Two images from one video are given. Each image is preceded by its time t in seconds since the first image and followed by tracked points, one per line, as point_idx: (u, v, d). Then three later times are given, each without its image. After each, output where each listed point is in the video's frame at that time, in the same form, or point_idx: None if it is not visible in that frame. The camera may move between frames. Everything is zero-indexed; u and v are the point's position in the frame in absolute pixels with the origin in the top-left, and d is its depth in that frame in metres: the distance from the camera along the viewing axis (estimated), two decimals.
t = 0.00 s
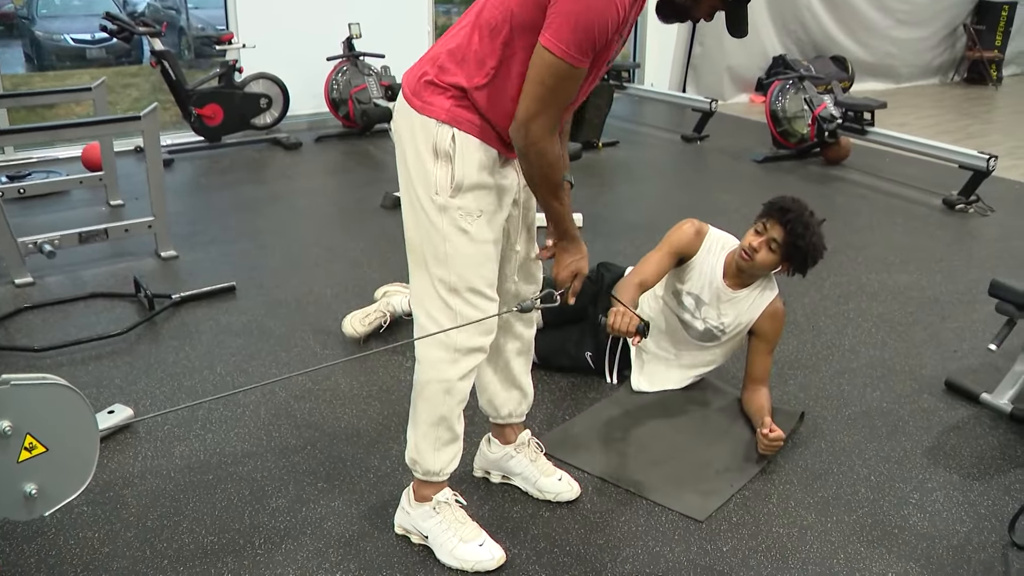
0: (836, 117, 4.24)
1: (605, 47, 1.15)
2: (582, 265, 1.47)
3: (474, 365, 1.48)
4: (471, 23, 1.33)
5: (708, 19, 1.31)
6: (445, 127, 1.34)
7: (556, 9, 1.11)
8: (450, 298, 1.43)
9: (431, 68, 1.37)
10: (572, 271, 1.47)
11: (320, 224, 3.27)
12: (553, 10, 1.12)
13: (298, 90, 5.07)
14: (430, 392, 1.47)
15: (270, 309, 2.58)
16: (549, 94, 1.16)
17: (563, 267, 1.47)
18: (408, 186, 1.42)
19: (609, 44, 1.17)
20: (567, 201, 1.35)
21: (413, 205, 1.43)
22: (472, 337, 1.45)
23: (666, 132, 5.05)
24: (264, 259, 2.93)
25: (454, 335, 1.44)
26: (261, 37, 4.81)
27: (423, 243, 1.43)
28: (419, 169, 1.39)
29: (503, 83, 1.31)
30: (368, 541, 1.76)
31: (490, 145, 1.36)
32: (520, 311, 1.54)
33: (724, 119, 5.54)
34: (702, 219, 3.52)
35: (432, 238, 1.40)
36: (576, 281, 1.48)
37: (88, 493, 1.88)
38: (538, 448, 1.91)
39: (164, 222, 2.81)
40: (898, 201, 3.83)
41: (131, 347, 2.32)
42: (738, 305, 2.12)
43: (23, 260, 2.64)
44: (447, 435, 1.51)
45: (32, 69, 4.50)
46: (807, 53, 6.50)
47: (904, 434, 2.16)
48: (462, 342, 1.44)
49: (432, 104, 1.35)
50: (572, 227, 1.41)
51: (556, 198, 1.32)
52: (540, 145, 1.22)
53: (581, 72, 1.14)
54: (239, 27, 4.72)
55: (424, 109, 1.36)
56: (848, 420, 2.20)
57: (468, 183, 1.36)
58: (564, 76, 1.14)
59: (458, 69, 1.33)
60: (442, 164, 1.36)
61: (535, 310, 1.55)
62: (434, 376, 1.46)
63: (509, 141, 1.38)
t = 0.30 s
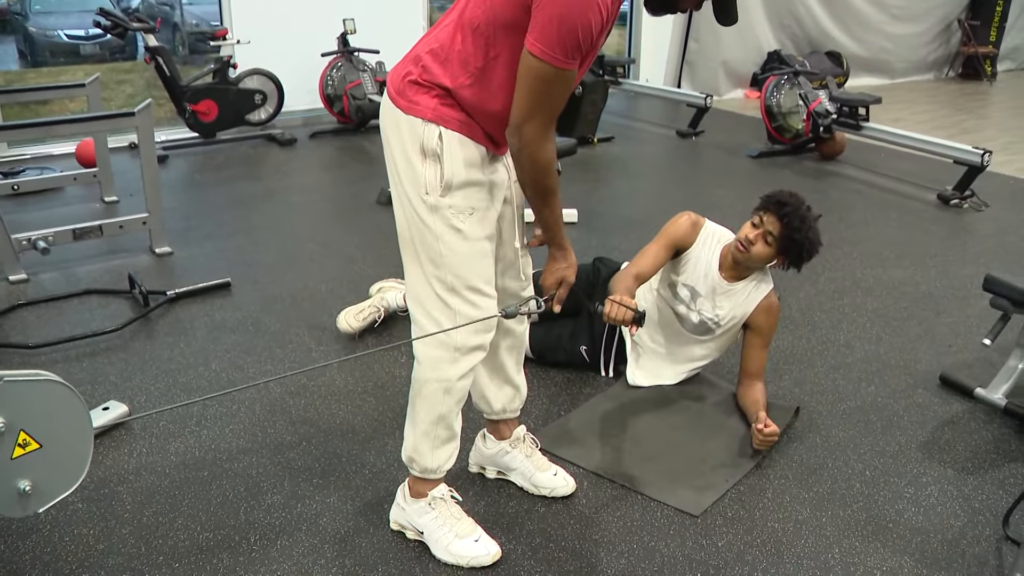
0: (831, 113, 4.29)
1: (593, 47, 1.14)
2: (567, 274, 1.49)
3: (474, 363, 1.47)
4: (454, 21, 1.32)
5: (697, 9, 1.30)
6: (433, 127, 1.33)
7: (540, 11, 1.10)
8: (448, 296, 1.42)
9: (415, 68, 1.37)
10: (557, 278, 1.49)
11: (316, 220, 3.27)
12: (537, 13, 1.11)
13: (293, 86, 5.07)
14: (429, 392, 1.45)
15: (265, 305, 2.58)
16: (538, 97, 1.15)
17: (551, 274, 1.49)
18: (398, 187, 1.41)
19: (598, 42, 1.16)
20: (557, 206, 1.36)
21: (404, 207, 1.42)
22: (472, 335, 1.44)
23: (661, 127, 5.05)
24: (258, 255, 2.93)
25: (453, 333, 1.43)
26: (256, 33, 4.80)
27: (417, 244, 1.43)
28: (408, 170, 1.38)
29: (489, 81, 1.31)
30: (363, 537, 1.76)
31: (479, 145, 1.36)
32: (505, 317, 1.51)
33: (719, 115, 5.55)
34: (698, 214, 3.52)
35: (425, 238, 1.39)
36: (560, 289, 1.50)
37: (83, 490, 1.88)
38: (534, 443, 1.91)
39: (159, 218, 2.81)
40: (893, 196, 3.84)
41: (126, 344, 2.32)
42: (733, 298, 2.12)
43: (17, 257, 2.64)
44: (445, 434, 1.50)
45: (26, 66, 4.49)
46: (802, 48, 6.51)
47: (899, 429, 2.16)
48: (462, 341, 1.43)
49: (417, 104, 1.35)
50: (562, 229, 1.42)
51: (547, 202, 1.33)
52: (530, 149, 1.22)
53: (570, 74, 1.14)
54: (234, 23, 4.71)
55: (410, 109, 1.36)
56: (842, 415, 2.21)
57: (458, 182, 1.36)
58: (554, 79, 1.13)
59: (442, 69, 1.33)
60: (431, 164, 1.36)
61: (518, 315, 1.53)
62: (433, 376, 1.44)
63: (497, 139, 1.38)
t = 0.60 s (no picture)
0: (826, 109, 4.26)
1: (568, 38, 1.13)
2: (541, 270, 1.44)
3: (465, 361, 1.47)
4: (431, 17, 1.31)
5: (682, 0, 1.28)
6: (412, 125, 1.32)
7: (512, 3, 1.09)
8: (437, 294, 1.41)
9: (394, 66, 1.36)
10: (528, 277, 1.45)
11: (311, 217, 3.27)
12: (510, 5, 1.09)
13: (288, 83, 5.06)
14: (421, 391, 1.46)
15: (260, 302, 2.58)
16: (513, 90, 1.14)
17: (524, 272, 1.45)
18: (382, 187, 1.40)
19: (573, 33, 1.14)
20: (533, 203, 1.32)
21: (389, 207, 1.41)
22: (462, 333, 1.44)
23: (656, 124, 5.05)
24: (254, 252, 2.93)
25: (443, 331, 1.42)
26: (251, 30, 4.80)
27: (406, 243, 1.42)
28: (390, 169, 1.37)
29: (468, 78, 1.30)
30: (359, 533, 1.76)
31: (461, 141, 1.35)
32: (476, 316, 1.42)
33: (715, 112, 5.55)
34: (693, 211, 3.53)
35: (410, 237, 1.39)
36: (535, 287, 1.45)
37: (78, 488, 1.87)
38: (529, 440, 1.91)
39: (154, 215, 2.81)
40: (888, 193, 3.84)
41: (122, 342, 2.32)
42: (730, 294, 2.12)
43: (11, 254, 2.64)
44: (438, 433, 1.51)
45: (20, 63, 4.49)
46: (797, 45, 6.51)
47: (894, 425, 2.16)
48: (451, 339, 1.43)
49: (395, 102, 1.33)
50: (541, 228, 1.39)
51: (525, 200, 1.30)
52: (506, 143, 1.20)
53: (545, 66, 1.12)
54: (228, 20, 4.70)
55: (389, 108, 1.35)
56: (838, 411, 2.21)
57: (439, 179, 1.34)
58: (527, 71, 1.12)
59: (419, 66, 1.31)
60: (411, 162, 1.34)
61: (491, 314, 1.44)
62: (424, 375, 1.44)
63: (477, 135, 1.36)
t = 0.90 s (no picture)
0: (822, 108, 4.27)
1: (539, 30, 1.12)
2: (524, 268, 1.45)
3: (446, 358, 1.46)
4: (406, 12, 1.30)
5: None
6: (384, 121, 1.32)
7: None
8: (414, 291, 1.41)
9: (368, 61, 1.36)
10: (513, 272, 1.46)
11: (306, 216, 3.26)
12: None
13: (284, 82, 5.05)
14: (404, 389, 1.45)
15: (256, 301, 2.58)
16: (483, 84, 1.14)
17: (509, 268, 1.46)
18: (359, 184, 1.41)
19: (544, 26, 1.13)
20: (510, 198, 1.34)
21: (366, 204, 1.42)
22: (440, 330, 1.43)
23: (652, 122, 5.05)
24: (249, 251, 2.92)
25: (420, 329, 1.42)
26: (246, 29, 4.79)
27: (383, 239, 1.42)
28: (365, 165, 1.38)
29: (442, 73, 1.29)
30: (355, 532, 1.76)
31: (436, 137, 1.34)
32: (459, 315, 1.43)
33: (711, 110, 5.55)
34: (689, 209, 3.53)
35: (387, 233, 1.39)
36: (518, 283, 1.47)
37: (73, 487, 1.87)
38: (525, 438, 1.91)
39: (149, 214, 2.80)
40: (883, 191, 3.85)
41: (117, 340, 2.32)
42: (724, 292, 2.13)
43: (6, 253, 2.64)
44: (426, 431, 1.50)
45: (15, 61, 4.48)
46: (793, 43, 6.52)
47: (890, 423, 2.17)
48: (429, 336, 1.42)
49: (368, 98, 1.34)
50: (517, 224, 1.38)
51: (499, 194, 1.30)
52: (479, 136, 1.21)
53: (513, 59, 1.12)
54: (224, 18, 4.69)
55: (362, 103, 1.35)
56: (834, 408, 2.21)
57: (411, 175, 1.34)
58: (496, 64, 1.11)
59: (392, 61, 1.31)
60: (383, 158, 1.34)
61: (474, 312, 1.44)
62: (406, 372, 1.44)
63: (453, 132, 1.34)
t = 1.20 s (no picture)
0: (816, 104, 4.29)
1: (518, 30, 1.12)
2: (500, 270, 1.46)
3: (439, 355, 1.46)
4: (387, 11, 1.30)
5: None
6: (366, 121, 1.32)
7: None
8: (405, 289, 1.41)
9: (351, 60, 1.36)
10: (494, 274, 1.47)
11: (301, 212, 3.26)
12: None
13: (278, 79, 5.05)
14: (398, 387, 1.45)
15: (251, 298, 2.58)
16: (461, 85, 1.14)
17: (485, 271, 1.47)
18: (346, 183, 1.41)
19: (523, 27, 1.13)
20: (489, 198, 1.34)
21: (354, 204, 1.42)
22: (432, 327, 1.42)
23: (646, 119, 5.05)
24: (243, 248, 2.92)
25: (413, 326, 1.41)
26: (240, 26, 4.78)
27: (372, 238, 1.42)
28: (351, 164, 1.38)
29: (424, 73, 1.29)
30: (350, 529, 1.76)
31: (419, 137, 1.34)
32: (442, 316, 1.41)
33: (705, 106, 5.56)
34: (684, 205, 3.53)
35: (376, 231, 1.39)
36: (496, 286, 1.47)
37: (67, 486, 1.87)
38: (520, 435, 1.91)
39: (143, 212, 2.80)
40: (878, 187, 3.85)
41: (111, 338, 2.32)
42: (719, 290, 2.13)
43: None
44: (420, 428, 1.50)
45: (8, 59, 4.47)
46: (787, 39, 6.53)
47: (884, 418, 2.17)
48: (421, 333, 1.42)
49: (351, 98, 1.34)
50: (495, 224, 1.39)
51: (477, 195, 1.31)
52: (457, 137, 1.21)
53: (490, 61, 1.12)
54: (217, 15, 4.68)
55: (345, 103, 1.35)
56: (828, 404, 2.22)
57: (396, 173, 1.34)
58: (473, 65, 1.12)
59: (373, 60, 1.31)
60: (368, 157, 1.34)
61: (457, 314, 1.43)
62: (399, 369, 1.43)
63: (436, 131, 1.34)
